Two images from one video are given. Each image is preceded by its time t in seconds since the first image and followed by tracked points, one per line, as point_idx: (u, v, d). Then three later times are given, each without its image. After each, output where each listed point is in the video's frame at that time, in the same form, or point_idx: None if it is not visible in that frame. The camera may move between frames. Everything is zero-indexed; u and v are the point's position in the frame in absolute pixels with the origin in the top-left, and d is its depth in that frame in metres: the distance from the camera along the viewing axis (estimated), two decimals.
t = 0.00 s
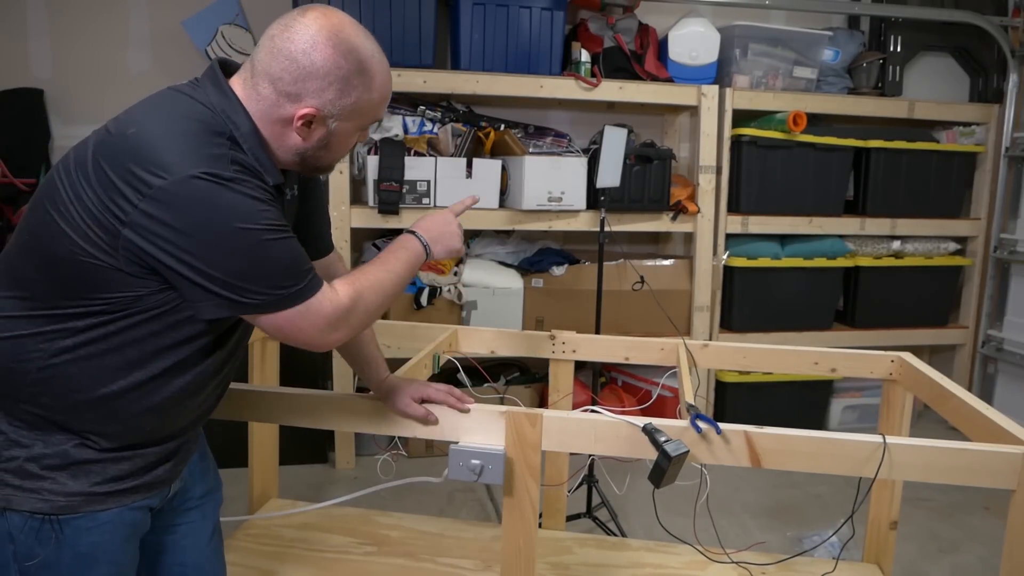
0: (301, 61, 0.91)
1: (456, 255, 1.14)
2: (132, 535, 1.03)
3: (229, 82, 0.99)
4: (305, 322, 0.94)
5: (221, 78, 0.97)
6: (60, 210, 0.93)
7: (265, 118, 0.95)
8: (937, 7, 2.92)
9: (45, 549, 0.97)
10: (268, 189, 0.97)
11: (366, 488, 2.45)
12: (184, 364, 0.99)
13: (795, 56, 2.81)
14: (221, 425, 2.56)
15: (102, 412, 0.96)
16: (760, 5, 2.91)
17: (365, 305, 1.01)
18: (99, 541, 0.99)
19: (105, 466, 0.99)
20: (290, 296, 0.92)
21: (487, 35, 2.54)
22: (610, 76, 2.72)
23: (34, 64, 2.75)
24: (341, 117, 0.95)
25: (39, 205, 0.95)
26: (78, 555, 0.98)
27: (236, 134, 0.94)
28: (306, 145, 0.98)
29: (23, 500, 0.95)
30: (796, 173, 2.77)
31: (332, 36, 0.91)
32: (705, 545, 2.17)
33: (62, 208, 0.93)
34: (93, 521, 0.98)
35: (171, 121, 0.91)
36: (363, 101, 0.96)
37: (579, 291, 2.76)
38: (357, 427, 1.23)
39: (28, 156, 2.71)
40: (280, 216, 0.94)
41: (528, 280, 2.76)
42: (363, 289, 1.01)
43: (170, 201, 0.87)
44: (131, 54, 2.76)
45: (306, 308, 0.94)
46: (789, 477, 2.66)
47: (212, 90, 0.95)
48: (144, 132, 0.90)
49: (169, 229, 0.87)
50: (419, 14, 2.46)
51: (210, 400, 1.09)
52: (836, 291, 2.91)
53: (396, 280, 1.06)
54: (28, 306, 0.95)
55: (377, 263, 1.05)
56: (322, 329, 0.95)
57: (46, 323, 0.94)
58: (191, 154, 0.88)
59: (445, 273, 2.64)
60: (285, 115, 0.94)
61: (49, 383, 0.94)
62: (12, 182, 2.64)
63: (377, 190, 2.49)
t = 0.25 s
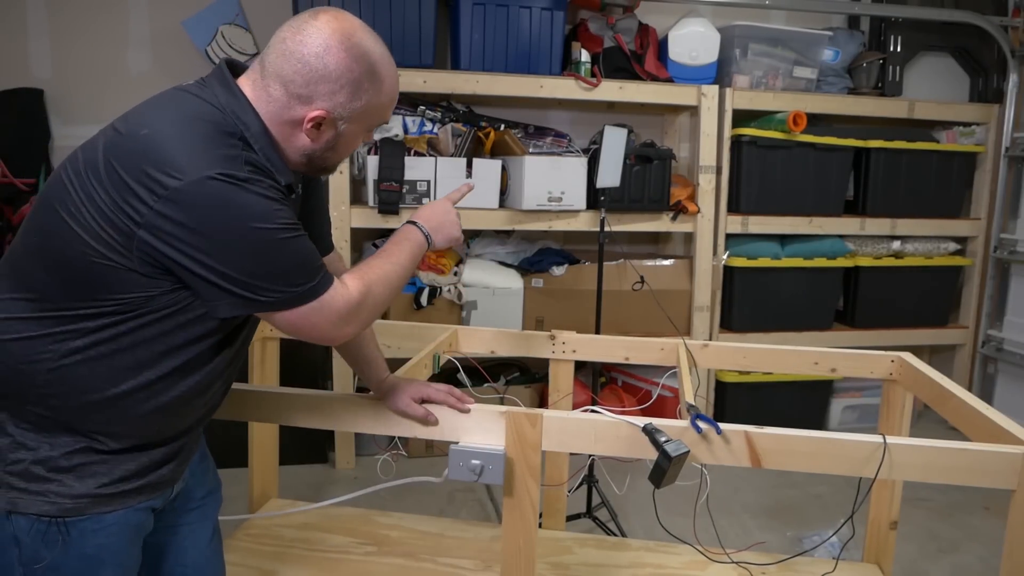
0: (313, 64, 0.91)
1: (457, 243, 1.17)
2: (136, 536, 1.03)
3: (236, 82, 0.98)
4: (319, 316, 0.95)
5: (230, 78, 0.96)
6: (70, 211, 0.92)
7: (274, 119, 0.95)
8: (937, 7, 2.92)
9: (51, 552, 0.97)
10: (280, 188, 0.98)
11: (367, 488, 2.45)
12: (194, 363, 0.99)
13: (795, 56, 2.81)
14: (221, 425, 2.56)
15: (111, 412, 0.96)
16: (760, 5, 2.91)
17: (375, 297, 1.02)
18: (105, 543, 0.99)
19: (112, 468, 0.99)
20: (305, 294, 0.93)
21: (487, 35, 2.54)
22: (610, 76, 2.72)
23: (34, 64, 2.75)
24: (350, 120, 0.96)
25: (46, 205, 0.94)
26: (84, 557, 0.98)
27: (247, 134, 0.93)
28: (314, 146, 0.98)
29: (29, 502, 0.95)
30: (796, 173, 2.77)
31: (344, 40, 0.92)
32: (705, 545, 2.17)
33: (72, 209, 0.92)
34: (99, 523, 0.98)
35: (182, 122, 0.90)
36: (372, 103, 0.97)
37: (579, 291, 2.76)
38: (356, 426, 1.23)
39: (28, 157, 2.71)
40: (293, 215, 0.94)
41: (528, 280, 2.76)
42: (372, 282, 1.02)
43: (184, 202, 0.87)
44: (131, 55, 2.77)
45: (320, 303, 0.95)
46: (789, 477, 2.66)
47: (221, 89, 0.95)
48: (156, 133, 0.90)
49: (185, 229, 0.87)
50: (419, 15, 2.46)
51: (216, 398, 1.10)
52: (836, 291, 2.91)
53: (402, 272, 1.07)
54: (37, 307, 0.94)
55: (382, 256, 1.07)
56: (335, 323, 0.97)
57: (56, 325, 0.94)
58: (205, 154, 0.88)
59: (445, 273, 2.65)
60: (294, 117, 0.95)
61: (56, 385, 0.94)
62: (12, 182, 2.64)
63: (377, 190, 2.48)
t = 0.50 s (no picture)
0: (319, 64, 0.92)
1: (457, 227, 1.19)
2: (141, 536, 1.03)
3: (241, 79, 0.98)
4: (330, 314, 0.97)
5: (235, 76, 0.96)
6: (77, 211, 0.92)
7: (279, 119, 0.96)
8: (937, 7, 2.92)
9: (57, 554, 0.97)
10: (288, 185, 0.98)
11: (366, 488, 2.45)
12: (202, 362, 1.00)
13: (795, 56, 2.81)
14: (221, 426, 2.56)
15: (119, 413, 0.96)
16: (760, 5, 2.91)
17: (382, 292, 1.05)
18: (110, 544, 0.99)
19: (119, 468, 0.99)
20: (316, 290, 0.95)
21: (487, 35, 2.54)
22: (610, 76, 2.72)
23: (34, 64, 2.75)
24: (355, 120, 0.97)
25: (52, 204, 0.94)
26: (89, 559, 0.98)
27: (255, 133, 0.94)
28: (319, 147, 0.99)
29: (34, 504, 0.94)
30: (796, 173, 2.77)
31: (350, 41, 0.92)
32: (705, 545, 2.17)
33: (79, 209, 0.92)
34: (104, 525, 0.98)
35: (191, 122, 0.90)
36: (377, 104, 0.97)
37: (579, 291, 2.76)
38: (356, 426, 1.23)
39: (28, 156, 2.70)
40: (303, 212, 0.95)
41: (528, 280, 2.76)
42: (379, 277, 1.04)
43: (196, 203, 0.87)
44: (132, 54, 2.76)
45: (330, 301, 0.97)
46: (789, 477, 2.66)
47: (227, 87, 0.95)
48: (166, 133, 0.90)
49: (198, 230, 0.88)
50: (419, 15, 2.46)
51: (222, 397, 1.10)
52: (837, 291, 2.91)
53: (406, 264, 1.09)
54: (44, 309, 0.94)
55: (387, 248, 1.08)
56: (345, 319, 0.99)
57: (64, 327, 0.93)
58: (216, 154, 0.89)
59: (445, 274, 2.68)
60: (299, 117, 0.95)
61: (64, 386, 0.94)
62: (12, 182, 2.64)
63: (377, 190, 2.48)
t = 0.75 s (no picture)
0: (323, 62, 0.92)
1: (457, 249, 1.21)
2: (142, 537, 1.03)
3: (243, 79, 0.98)
4: (338, 308, 0.98)
5: (239, 76, 0.96)
6: (81, 211, 0.92)
7: (282, 117, 0.95)
8: (937, 7, 2.92)
9: (58, 555, 0.97)
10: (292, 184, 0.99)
11: (366, 489, 2.45)
12: (205, 361, 1.00)
13: (795, 56, 2.81)
14: (222, 426, 2.56)
15: (122, 413, 0.96)
16: (760, 5, 2.91)
17: (388, 292, 1.06)
18: (112, 545, 0.99)
19: (121, 468, 0.99)
20: (321, 288, 0.95)
21: (487, 35, 2.54)
22: (610, 76, 2.72)
23: (33, 64, 2.75)
24: (358, 119, 0.97)
25: (56, 206, 0.94)
26: (91, 560, 0.98)
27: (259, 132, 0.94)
28: (321, 145, 0.98)
29: (36, 505, 0.95)
30: (796, 173, 2.77)
31: (354, 39, 0.92)
32: (705, 545, 2.17)
33: (83, 210, 0.92)
34: (105, 526, 0.98)
35: (195, 121, 0.90)
36: (381, 103, 0.97)
37: (579, 291, 2.76)
38: (357, 426, 1.23)
39: (28, 156, 2.70)
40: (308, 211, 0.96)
41: (528, 280, 2.76)
42: (385, 276, 1.05)
43: (202, 203, 0.87)
44: (131, 55, 2.77)
45: (338, 294, 0.97)
46: (790, 477, 2.66)
47: (231, 86, 0.95)
48: (171, 134, 0.90)
49: (204, 229, 0.88)
50: (419, 15, 2.46)
51: (225, 396, 1.10)
52: (837, 291, 2.91)
53: (411, 269, 1.11)
54: (48, 309, 0.94)
55: (392, 252, 1.10)
56: (352, 314, 0.99)
57: (68, 328, 0.93)
58: (222, 154, 0.89)
59: (445, 274, 2.68)
60: (302, 116, 0.95)
61: (67, 386, 0.94)
62: (12, 182, 2.64)
63: (377, 190, 2.48)
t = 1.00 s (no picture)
0: (322, 57, 0.92)
1: (453, 252, 1.20)
2: (140, 538, 1.03)
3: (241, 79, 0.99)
4: (328, 317, 0.97)
5: (236, 76, 0.97)
6: (77, 211, 0.92)
7: (280, 114, 0.95)
8: (937, 7, 2.92)
9: (56, 555, 0.97)
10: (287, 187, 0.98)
11: (366, 489, 2.45)
12: (204, 361, 1.00)
13: (795, 56, 2.81)
14: (222, 426, 2.56)
15: (120, 413, 0.96)
16: (760, 5, 2.92)
17: (380, 299, 1.05)
18: (110, 545, 0.99)
19: (120, 468, 0.99)
20: (314, 293, 0.95)
21: (487, 35, 2.54)
22: (610, 76, 2.72)
23: (33, 64, 2.75)
24: (355, 117, 0.96)
25: (53, 205, 0.94)
26: (89, 560, 0.98)
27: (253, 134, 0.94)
28: (318, 144, 0.98)
29: (35, 505, 0.95)
30: (796, 173, 2.77)
31: (353, 34, 0.92)
32: (705, 545, 2.17)
33: (79, 210, 0.92)
34: (104, 526, 0.98)
35: (190, 122, 0.90)
36: (378, 101, 0.97)
37: (579, 291, 2.76)
38: (357, 426, 1.23)
39: (28, 156, 2.70)
40: (303, 216, 0.95)
41: (528, 280, 2.76)
42: (377, 282, 1.05)
43: (195, 204, 0.87)
44: (131, 55, 2.76)
45: (328, 302, 0.97)
46: (790, 477, 2.66)
47: (226, 87, 0.95)
48: (166, 134, 0.90)
49: (197, 231, 0.88)
50: (419, 15, 2.46)
51: (223, 397, 1.10)
52: (837, 291, 2.91)
53: (404, 274, 1.10)
54: (45, 309, 0.94)
55: (385, 256, 1.10)
56: (343, 322, 0.99)
57: (65, 329, 0.93)
58: (217, 155, 0.89)
59: (445, 274, 2.68)
60: (300, 112, 0.95)
61: (65, 387, 0.94)
62: (12, 182, 2.64)
63: (377, 190, 2.48)
